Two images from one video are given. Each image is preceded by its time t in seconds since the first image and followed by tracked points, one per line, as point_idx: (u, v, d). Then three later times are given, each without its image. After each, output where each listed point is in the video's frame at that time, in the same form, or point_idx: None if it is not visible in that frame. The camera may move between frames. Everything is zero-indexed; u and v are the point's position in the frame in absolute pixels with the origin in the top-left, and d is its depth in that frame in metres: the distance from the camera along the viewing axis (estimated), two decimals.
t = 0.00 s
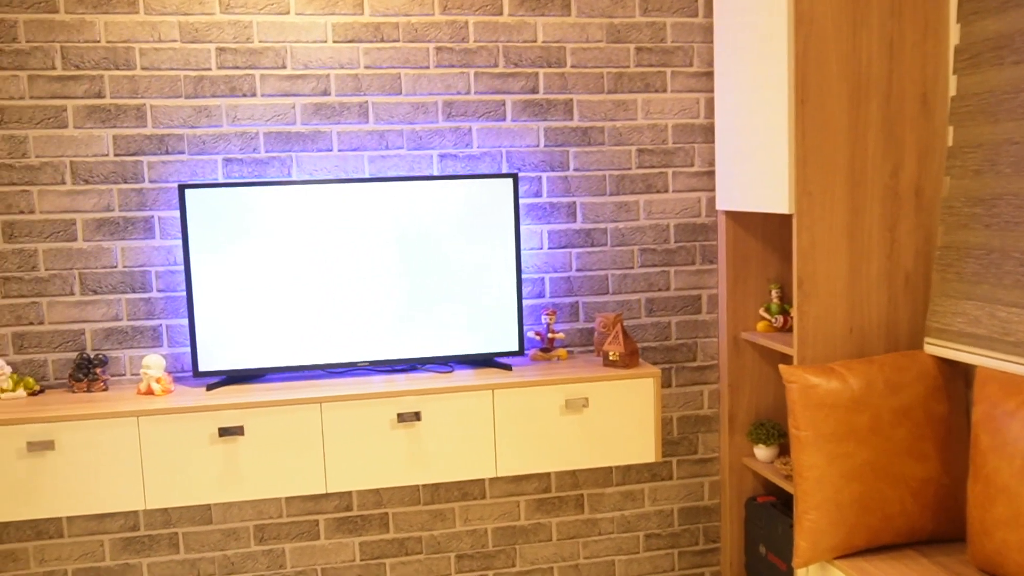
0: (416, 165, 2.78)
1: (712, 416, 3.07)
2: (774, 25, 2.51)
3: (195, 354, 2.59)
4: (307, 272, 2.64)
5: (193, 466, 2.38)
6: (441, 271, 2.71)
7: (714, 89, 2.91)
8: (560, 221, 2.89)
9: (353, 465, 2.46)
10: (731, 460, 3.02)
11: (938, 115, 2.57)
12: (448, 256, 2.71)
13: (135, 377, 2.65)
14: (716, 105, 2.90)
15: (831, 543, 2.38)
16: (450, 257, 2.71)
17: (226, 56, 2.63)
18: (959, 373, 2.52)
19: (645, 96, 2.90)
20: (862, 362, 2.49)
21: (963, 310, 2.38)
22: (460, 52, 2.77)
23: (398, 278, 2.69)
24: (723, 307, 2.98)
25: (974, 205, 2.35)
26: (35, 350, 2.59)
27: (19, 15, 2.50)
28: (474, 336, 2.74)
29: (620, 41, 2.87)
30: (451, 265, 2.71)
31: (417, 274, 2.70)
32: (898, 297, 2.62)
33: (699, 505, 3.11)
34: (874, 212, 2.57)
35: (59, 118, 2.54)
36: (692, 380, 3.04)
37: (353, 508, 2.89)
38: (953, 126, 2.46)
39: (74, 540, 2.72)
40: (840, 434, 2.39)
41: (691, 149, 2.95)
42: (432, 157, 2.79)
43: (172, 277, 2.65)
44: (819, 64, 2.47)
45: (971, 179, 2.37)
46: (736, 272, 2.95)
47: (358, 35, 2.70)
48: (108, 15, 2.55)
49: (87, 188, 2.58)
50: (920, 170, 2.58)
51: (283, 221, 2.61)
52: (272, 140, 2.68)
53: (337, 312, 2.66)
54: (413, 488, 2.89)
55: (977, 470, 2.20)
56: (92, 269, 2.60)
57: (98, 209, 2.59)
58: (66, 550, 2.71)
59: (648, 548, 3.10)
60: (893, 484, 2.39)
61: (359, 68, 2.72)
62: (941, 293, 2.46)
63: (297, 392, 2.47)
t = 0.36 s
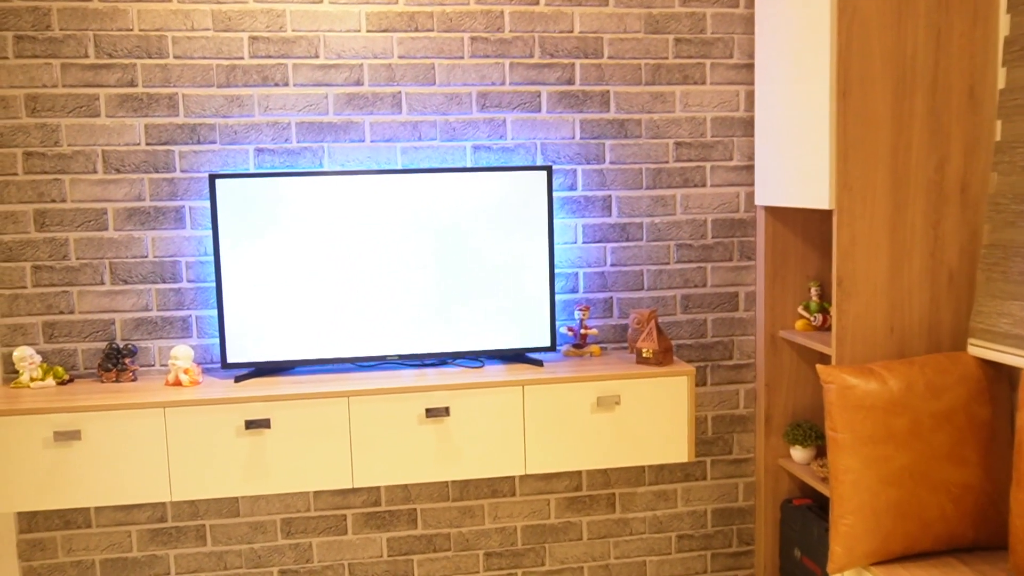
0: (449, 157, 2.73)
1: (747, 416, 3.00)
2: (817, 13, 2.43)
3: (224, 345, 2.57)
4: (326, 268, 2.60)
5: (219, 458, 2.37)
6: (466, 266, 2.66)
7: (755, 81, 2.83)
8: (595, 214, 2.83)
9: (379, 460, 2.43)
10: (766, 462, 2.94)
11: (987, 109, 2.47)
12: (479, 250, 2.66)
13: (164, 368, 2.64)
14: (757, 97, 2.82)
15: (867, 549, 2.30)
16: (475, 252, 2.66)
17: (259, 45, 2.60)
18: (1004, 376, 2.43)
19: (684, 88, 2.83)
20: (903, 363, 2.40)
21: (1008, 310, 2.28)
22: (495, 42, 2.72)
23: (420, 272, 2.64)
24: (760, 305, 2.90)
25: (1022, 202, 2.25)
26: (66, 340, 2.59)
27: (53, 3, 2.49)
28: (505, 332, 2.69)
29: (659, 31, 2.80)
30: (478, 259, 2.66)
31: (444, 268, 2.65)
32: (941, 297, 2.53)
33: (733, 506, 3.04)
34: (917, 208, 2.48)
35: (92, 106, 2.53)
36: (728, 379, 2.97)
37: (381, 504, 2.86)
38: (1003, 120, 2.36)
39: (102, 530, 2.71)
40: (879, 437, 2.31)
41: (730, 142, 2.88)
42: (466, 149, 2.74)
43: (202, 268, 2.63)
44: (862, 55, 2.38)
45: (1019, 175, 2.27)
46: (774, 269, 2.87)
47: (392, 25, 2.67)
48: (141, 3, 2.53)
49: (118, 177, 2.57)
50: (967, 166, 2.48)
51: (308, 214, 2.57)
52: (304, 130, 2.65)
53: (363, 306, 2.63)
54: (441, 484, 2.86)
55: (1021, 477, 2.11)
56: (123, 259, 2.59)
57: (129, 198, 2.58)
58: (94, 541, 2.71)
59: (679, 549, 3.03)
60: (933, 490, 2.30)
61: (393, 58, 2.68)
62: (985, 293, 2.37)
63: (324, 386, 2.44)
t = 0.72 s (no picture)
0: (470, 150, 2.67)
1: (776, 421, 2.90)
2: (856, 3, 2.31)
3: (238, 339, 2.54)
4: (340, 260, 2.55)
5: (231, 453, 2.33)
6: (482, 262, 2.60)
7: (789, 74, 2.72)
8: (620, 211, 2.75)
9: (392, 459, 2.38)
10: (796, 469, 2.84)
11: None
12: (499, 246, 2.59)
13: (179, 360, 2.62)
14: (791, 91, 2.71)
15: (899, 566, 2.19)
16: (492, 246, 2.59)
17: (278, 34, 2.56)
18: None
19: (715, 81, 2.73)
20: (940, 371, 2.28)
21: None
22: (519, 32, 2.65)
23: (433, 267, 2.58)
24: (792, 307, 2.80)
25: None
26: (82, 330, 2.58)
27: None
28: (525, 330, 2.62)
29: (689, 22, 2.70)
30: (496, 254, 2.60)
31: (461, 262, 2.59)
32: (983, 302, 2.41)
33: (759, 514, 2.94)
34: (959, 209, 2.36)
35: (110, 95, 2.51)
36: (756, 383, 2.87)
37: (395, 502, 2.81)
38: None
39: (116, 522, 2.71)
40: (913, 449, 2.19)
41: (762, 138, 2.77)
42: (488, 142, 2.67)
43: (218, 260, 2.60)
44: (904, 47, 2.26)
45: None
46: (807, 270, 2.77)
47: (413, 14, 2.60)
48: None
49: (135, 167, 2.54)
50: (1012, 164, 2.36)
51: (324, 206, 2.53)
52: (323, 121, 2.60)
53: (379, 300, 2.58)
54: (457, 485, 2.80)
55: None
56: (139, 249, 2.57)
57: (146, 188, 2.55)
58: (108, 532, 2.71)
59: (702, 557, 2.94)
60: (970, 506, 2.19)
61: (414, 48, 2.62)
62: None
63: (339, 382, 2.39)
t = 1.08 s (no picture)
0: (511, 147, 2.59)
1: (825, 432, 2.78)
2: None
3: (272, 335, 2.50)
4: (360, 257, 2.50)
5: (261, 451, 2.29)
6: (499, 261, 2.52)
7: (846, 70, 2.60)
8: (666, 211, 2.65)
9: (423, 461, 2.32)
10: (845, 483, 2.71)
11: None
12: (526, 243, 2.52)
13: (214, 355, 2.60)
14: (847, 88, 2.59)
15: None
16: (513, 245, 2.52)
17: (317, 27, 2.51)
18: None
19: (767, 78, 2.62)
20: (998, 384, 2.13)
21: None
22: (563, 26, 2.57)
23: (452, 265, 2.52)
24: (844, 314, 2.67)
25: None
26: (117, 323, 2.57)
27: None
28: (563, 332, 2.54)
29: (742, 16, 2.60)
30: (516, 252, 2.52)
31: (482, 260, 2.52)
32: None
33: (806, 528, 2.82)
34: None
35: (148, 87, 2.49)
36: (805, 392, 2.76)
37: (429, 505, 2.76)
38: None
39: (148, 516, 2.70)
40: (969, 467, 2.06)
41: (816, 137, 2.65)
42: (529, 138, 2.59)
43: (254, 255, 2.57)
44: (969, 39, 2.13)
45: None
46: (861, 275, 2.64)
47: (455, 7, 2.54)
48: None
49: (173, 160, 2.52)
50: None
51: (358, 202, 2.48)
52: (361, 115, 2.55)
53: (400, 296, 2.52)
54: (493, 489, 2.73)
55: None
56: (175, 243, 2.55)
57: (183, 181, 2.53)
58: (141, 525, 2.70)
59: (745, 570, 2.83)
60: None
61: (455, 41, 2.55)
62: None
63: (371, 381, 2.34)
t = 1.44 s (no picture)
0: (556, 150, 2.57)
1: (879, 444, 2.69)
2: None
3: (316, 337, 2.52)
4: (387, 256, 2.50)
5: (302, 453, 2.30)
6: (517, 261, 2.50)
7: (903, 70, 2.52)
8: (713, 215, 2.60)
9: (463, 465, 2.30)
10: (899, 497, 2.62)
11: None
12: (551, 243, 2.49)
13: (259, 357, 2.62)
14: (904, 89, 2.51)
15: None
16: (532, 245, 2.49)
17: (363, 30, 2.52)
18: None
19: (820, 78, 2.55)
20: None
21: None
22: (610, 27, 2.53)
23: (471, 264, 2.50)
24: (898, 322, 2.59)
25: None
26: (166, 323, 2.61)
27: None
28: (606, 335, 2.50)
29: (794, 15, 2.53)
30: (534, 252, 2.49)
31: (501, 260, 2.50)
32: None
33: (858, 542, 2.73)
34: None
35: (197, 91, 2.53)
36: (857, 402, 2.67)
37: (471, 510, 2.74)
38: None
39: (194, 515, 2.73)
40: None
41: (871, 139, 2.57)
42: (574, 141, 2.56)
43: (299, 257, 2.59)
44: None
45: None
46: (917, 282, 2.55)
47: (501, 9, 2.52)
48: None
49: (221, 163, 2.55)
50: None
51: (396, 204, 2.48)
52: (406, 118, 2.55)
53: (422, 294, 2.51)
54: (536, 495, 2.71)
55: None
56: (223, 245, 2.58)
57: (231, 184, 2.56)
58: (187, 524, 2.73)
59: None
60: None
61: (501, 43, 2.53)
62: None
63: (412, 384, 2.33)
